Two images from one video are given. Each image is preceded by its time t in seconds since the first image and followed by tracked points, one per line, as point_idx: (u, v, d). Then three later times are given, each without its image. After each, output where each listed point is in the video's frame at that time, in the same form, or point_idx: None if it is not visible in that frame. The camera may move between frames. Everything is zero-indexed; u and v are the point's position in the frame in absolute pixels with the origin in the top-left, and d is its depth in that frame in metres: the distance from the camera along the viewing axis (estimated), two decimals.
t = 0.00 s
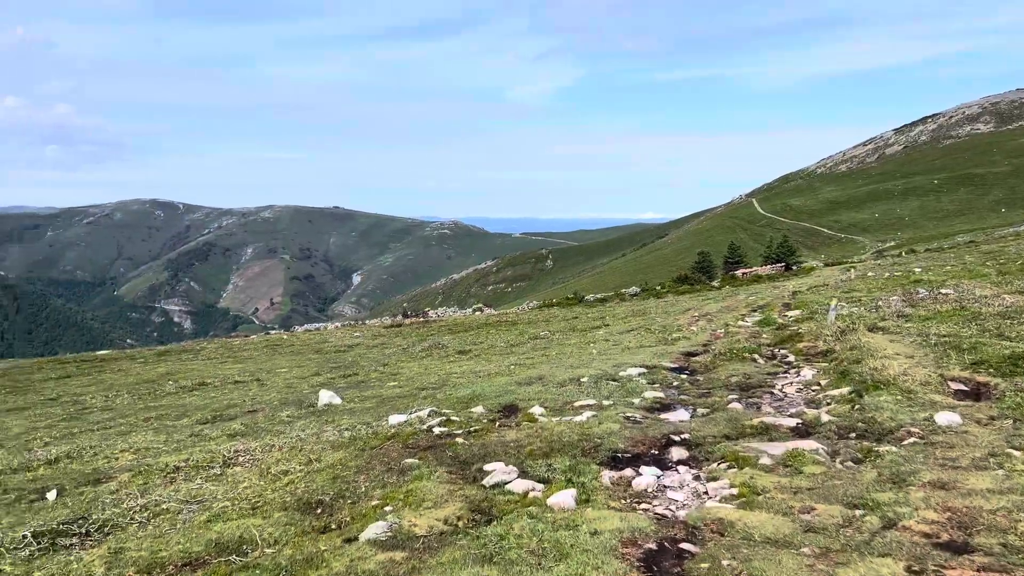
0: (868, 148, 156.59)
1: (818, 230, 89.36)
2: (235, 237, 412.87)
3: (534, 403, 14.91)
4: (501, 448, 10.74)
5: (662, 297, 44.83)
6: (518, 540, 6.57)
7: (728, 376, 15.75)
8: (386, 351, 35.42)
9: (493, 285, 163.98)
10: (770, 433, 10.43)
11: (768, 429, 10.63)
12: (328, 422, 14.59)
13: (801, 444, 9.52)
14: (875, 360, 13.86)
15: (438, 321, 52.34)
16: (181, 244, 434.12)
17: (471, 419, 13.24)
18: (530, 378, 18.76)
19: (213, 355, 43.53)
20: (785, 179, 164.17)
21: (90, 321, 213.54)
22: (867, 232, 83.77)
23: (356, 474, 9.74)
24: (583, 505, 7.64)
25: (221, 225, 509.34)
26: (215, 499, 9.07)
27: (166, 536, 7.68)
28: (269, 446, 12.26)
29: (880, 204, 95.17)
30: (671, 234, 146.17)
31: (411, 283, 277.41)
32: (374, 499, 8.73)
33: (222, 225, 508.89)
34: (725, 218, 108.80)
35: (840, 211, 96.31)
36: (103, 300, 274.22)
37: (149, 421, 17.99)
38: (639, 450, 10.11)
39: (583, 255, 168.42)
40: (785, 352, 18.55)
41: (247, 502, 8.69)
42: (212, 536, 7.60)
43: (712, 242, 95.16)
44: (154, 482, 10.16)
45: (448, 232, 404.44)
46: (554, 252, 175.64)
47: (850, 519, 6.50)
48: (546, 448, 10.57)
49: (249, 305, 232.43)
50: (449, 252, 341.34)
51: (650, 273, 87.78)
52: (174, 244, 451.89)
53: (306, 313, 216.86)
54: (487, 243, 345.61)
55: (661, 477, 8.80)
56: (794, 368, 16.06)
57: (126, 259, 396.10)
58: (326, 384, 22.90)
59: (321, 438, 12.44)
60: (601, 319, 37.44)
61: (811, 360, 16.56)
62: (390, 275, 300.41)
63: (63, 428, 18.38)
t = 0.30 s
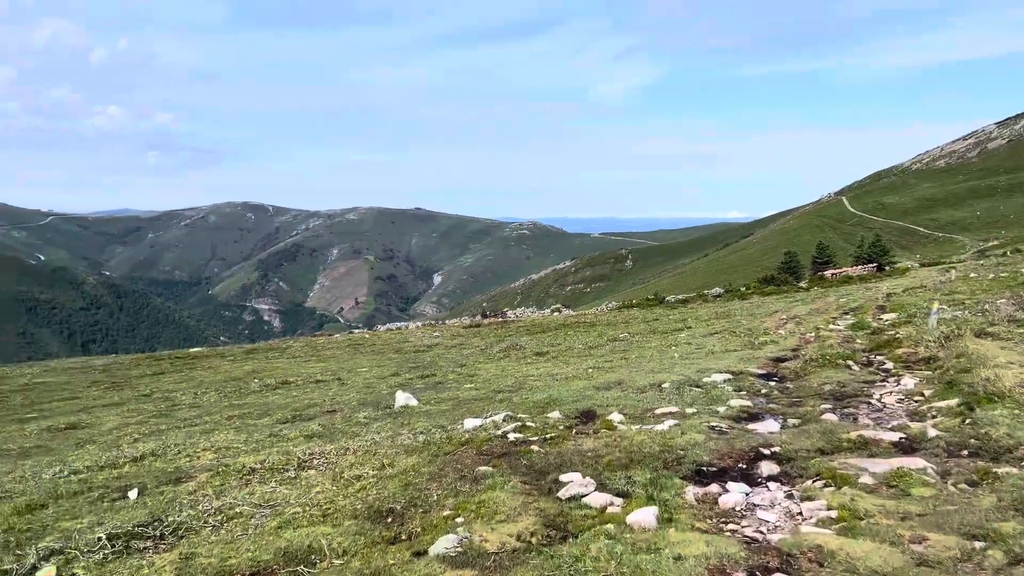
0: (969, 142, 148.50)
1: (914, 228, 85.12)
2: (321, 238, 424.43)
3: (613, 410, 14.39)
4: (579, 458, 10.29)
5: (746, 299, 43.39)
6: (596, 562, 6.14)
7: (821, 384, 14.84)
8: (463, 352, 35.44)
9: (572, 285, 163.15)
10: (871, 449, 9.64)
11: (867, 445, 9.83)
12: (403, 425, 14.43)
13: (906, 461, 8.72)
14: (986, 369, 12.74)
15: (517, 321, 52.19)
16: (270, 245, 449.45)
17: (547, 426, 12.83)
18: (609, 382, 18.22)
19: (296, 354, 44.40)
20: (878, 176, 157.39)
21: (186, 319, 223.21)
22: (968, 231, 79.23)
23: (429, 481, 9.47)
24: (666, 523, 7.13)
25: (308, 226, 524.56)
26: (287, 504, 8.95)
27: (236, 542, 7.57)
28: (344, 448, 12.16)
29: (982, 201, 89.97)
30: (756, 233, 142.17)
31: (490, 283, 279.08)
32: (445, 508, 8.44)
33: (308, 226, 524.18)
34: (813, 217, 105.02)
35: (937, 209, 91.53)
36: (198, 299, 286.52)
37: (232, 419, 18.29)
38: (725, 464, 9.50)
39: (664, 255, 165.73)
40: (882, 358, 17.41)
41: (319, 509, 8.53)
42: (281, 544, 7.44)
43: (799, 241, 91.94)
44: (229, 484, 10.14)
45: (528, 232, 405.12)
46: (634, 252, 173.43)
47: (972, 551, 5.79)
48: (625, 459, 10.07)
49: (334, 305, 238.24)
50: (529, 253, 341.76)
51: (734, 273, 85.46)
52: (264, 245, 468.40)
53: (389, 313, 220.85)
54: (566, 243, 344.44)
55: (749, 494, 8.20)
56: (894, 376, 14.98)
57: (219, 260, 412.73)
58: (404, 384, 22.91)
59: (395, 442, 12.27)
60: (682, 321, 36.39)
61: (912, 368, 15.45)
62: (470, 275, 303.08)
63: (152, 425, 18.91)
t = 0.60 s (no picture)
0: None
1: (1019, 228, 80.15)
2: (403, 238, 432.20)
3: (689, 418, 13.76)
4: (650, 470, 9.78)
5: (834, 302, 41.52)
6: None
7: (916, 395, 13.81)
8: (538, 354, 35.09)
9: (652, 286, 160.74)
10: (973, 469, 8.76)
11: (970, 464, 8.95)
12: (471, 428, 14.16)
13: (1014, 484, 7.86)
14: None
15: (594, 323, 51.52)
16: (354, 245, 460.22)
17: (618, 434, 12.32)
18: (686, 389, 17.51)
19: (375, 353, 44.95)
20: (979, 173, 149.18)
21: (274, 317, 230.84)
22: None
23: (492, 490, 9.14)
24: (740, 547, 6.58)
25: (390, 227, 534.89)
26: (348, 509, 8.77)
27: (292, 549, 7.40)
28: (410, 452, 11.96)
29: None
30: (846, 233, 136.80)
31: (568, 283, 277.92)
32: (507, 520, 8.08)
33: (390, 227, 534.49)
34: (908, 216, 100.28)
35: None
36: (286, 298, 295.83)
37: (306, 418, 18.46)
38: (808, 480, 8.82)
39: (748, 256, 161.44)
40: (985, 368, 16.12)
41: (377, 516, 8.29)
42: (336, 553, 7.22)
43: (892, 242, 87.88)
44: (293, 486, 10.04)
45: (607, 233, 402.00)
46: (717, 252, 169.56)
47: None
48: (700, 472, 9.50)
49: (414, 304, 241.96)
50: (608, 253, 338.93)
51: (821, 275, 82.31)
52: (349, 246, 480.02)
53: (468, 313, 222.72)
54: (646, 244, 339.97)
55: (836, 515, 7.53)
56: (999, 387, 13.79)
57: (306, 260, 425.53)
58: (476, 386, 22.75)
59: (461, 447, 12.00)
60: (766, 325, 35.04)
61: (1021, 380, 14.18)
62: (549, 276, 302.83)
63: (229, 422, 19.28)
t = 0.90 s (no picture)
0: None
1: None
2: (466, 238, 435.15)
3: (747, 431, 13.14)
4: (701, 487, 9.29)
5: (910, 307, 39.75)
6: None
7: (995, 411, 12.88)
8: (598, 357, 34.56)
9: (718, 289, 157.61)
10: None
11: None
12: (519, 436, 13.84)
13: None
14: None
15: (656, 326, 50.61)
16: (419, 245, 465.64)
17: (671, 447, 11.85)
18: (746, 399, 16.82)
19: (434, 354, 45.03)
20: None
21: (340, 314, 235.13)
22: None
23: (534, 505, 8.81)
24: None
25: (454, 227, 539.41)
26: (385, 521, 8.54)
27: (325, 562, 7.22)
28: (454, 459, 11.72)
29: None
30: (924, 235, 131.37)
31: (631, 284, 275.10)
32: (546, 538, 7.74)
33: (454, 227, 538.91)
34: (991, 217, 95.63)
35: None
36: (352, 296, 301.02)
37: (359, 420, 18.45)
38: (873, 504, 8.21)
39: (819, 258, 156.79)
40: None
41: (413, 530, 8.05)
42: (365, 569, 7.01)
43: (974, 244, 83.98)
44: (334, 494, 9.90)
45: (673, 234, 396.52)
46: (786, 254, 165.20)
47: None
48: (754, 492, 8.98)
49: (478, 304, 243.33)
50: (673, 254, 334.08)
51: (896, 278, 79.20)
52: (413, 246, 486.01)
53: (530, 313, 222.61)
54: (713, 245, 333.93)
55: (901, 546, 6.94)
56: None
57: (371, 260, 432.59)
58: (531, 390, 22.42)
59: (507, 456, 11.69)
60: (834, 330, 33.72)
61: None
62: (613, 277, 300.32)
63: (285, 422, 19.41)
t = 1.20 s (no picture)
0: None
1: None
2: (517, 239, 435.35)
3: (798, 440, 12.50)
4: (745, 500, 8.78)
5: (975, 314, 38.06)
6: None
7: None
8: (645, 361, 33.89)
9: (773, 293, 154.25)
10: None
11: None
12: (558, 440, 13.43)
13: None
14: None
15: (706, 330, 49.54)
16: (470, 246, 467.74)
17: (714, 455, 11.31)
18: (798, 406, 16.10)
19: (480, 354, 44.82)
20: None
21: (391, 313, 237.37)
22: None
23: (567, 514, 8.42)
24: None
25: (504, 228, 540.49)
26: (412, 527, 8.23)
27: (346, 569, 6.94)
28: (489, 462, 11.36)
29: None
30: (991, 239, 126.42)
31: (683, 287, 271.41)
32: (577, 551, 7.33)
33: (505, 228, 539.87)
34: None
35: None
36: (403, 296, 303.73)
37: (398, 419, 18.28)
38: (934, 523, 7.58)
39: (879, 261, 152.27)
40: None
41: (440, 538, 7.72)
42: None
43: None
44: (363, 496, 9.65)
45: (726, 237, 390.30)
46: (844, 258, 160.88)
47: None
48: (803, 506, 8.43)
49: (528, 306, 243.05)
50: (726, 257, 328.80)
51: (961, 284, 76.24)
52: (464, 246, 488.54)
53: (579, 314, 221.40)
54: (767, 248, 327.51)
55: (964, 572, 6.33)
56: None
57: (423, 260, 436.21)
58: (574, 393, 21.96)
59: (544, 461, 11.30)
60: (893, 337, 32.41)
61: None
62: (664, 279, 296.81)
63: (325, 420, 19.35)
